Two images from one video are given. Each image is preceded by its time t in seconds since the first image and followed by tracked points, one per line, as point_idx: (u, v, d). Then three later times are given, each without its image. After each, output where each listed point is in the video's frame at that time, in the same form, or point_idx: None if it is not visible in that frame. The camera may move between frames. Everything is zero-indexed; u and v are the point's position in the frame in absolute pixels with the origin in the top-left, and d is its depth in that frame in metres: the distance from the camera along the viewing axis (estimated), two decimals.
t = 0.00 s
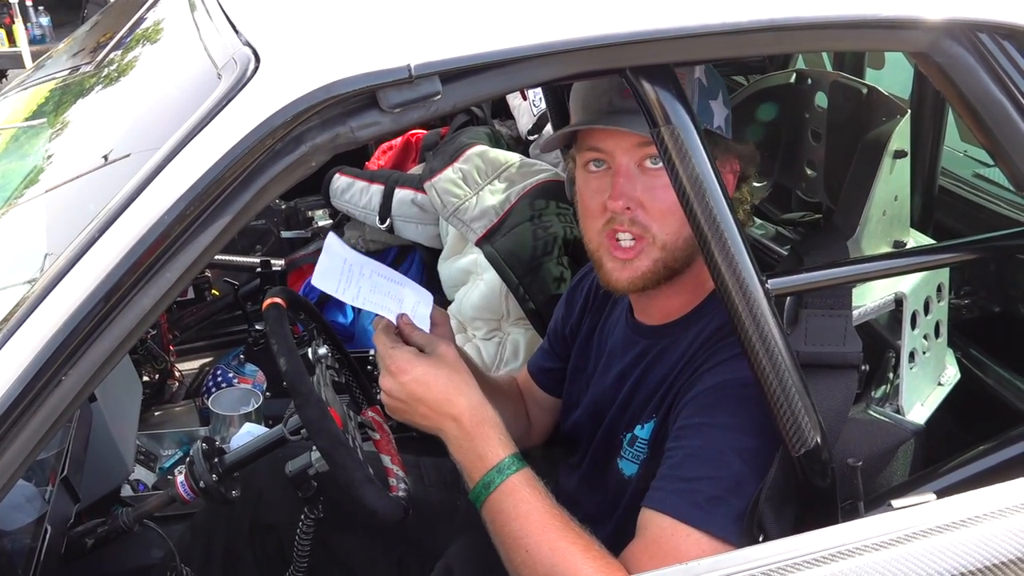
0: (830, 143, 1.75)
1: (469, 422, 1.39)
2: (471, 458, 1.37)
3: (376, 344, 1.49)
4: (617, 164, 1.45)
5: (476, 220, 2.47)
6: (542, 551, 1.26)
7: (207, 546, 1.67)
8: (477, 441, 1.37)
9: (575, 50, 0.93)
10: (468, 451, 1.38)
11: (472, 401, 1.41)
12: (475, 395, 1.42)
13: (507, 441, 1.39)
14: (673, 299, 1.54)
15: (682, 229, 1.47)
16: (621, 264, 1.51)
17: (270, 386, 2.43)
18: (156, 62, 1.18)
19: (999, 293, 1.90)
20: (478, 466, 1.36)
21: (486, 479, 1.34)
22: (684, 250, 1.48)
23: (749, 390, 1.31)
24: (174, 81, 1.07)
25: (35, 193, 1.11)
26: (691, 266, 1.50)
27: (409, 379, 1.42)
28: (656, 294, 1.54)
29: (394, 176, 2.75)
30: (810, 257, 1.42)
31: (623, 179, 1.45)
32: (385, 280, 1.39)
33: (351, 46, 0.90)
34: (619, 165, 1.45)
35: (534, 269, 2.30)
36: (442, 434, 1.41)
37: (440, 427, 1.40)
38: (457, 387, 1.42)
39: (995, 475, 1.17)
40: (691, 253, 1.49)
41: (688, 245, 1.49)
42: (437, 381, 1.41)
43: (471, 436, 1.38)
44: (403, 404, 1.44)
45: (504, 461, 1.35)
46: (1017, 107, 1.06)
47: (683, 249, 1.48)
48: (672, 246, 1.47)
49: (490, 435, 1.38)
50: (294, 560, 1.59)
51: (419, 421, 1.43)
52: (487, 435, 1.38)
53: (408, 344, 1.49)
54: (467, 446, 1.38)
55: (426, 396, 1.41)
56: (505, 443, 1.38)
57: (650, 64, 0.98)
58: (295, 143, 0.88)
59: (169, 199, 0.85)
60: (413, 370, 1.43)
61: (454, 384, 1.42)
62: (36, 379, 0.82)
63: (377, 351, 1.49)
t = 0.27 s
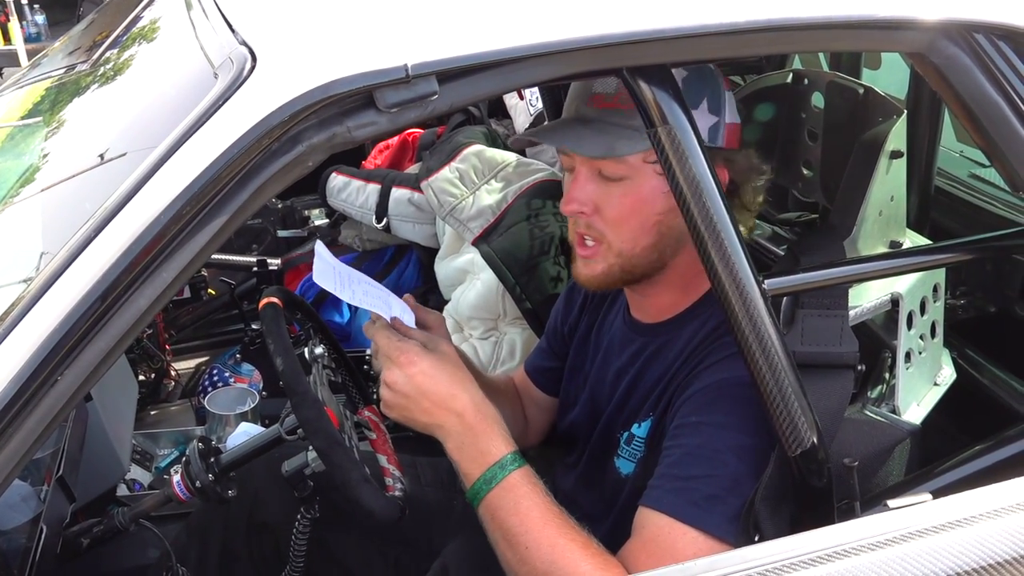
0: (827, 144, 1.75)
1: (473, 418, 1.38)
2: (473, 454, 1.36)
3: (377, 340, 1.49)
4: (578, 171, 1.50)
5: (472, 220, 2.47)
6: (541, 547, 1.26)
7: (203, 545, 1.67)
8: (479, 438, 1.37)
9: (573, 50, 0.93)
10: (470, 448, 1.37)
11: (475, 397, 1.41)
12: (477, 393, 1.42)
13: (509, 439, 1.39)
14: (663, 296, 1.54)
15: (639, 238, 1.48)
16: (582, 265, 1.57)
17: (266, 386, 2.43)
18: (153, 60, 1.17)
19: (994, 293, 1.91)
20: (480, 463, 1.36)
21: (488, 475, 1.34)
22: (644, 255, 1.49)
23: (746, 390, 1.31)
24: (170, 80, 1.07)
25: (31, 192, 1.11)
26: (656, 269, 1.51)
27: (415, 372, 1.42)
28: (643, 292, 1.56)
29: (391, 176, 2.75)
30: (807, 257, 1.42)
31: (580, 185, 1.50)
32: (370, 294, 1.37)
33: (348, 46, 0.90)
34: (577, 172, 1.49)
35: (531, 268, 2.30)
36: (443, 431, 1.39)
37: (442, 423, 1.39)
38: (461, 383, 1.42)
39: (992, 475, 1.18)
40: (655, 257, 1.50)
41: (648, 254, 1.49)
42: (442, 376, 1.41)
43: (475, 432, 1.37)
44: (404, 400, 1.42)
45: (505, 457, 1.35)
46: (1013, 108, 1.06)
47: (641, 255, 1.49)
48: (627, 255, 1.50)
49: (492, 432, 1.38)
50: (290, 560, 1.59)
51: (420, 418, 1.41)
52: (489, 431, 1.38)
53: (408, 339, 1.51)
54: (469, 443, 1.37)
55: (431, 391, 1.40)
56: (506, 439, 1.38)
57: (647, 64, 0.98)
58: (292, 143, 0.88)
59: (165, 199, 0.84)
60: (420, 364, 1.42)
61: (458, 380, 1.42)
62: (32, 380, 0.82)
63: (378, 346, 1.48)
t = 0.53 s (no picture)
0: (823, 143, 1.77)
1: (475, 415, 1.38)
2: (474, 450, 1.36)
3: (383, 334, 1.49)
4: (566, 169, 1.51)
5: (469, 219, 2.47)
6: (539, 543, 1.26)
7: (201, 545, 1.67)
8: (481, 435, 1.37)
9: (570, 48, 0.93)
10: (471, 444, 1.37)
11: (478, 395, 1.41)
12: (479, 391, 1.42)
13: (509, 437, 1.39)
14: (661, 296, 1.53)
15: (615, 241, 1.48)
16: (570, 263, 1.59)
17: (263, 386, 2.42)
18: (149, 59, 1.17)
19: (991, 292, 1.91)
20: (480, 459, 1.36)
21: (488, 471, 1.34)
22: (623, 257, 1.49)
23: (743, 390, 1.31)
24: (166, 79, 1.07)
25: (27, 191, 1.10)
26: (638, 272, 1.50)
27: (419, 367, 1.42)
28: (640, 290, 1.55)
29: (387, 175, 2.75)
30: (805, 256, 1.42)
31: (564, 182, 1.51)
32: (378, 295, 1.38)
33: (345, 45, 0.90)
34: (564, 175, 1.52)
35: (528, 267, 2.30)
36: (445, 426, 1.39)
37: (444, 419, 1.39)
38: (464, 380, 1.42)
39: (990, 473, 1.18)
40: (636, 260, 1.49)
41: (625, 257, 1.48)
42: (447, 372, 1.42)
43: (477, 428, 1.37)
44: (406, 395, 1.42)
45: (504, 454, 1.35)
46: (1009, 106, 1.07)
47: (619, 256, 1.49)
48: (604, 255, 1.50)
49: (494, 429, 1.38)
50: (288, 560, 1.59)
51: (422, 413, 1.41)
52: (491, 428, 1.38)
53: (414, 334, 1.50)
54: (469, 439, 1.37)
55: (434, 386, 1.40)
56: (507, 437, 1.38)
57: (642, 64, 0.98)
58: (289, 142, 0.88)
59: (161, 198, 0.84)
60: (425, 359, 1.43)
61: (461, 377, 1.42)
62: (28, 379, 0.81)
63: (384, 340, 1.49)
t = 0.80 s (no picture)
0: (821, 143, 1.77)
1: (475, 416, 1.38)
2: (473, 451, 1.36)
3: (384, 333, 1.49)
4: (567, 170, 1.51)
5: (468, 220, 2.47)
6: (537, 544, 1.26)
7: (199, 546, 1.67)
8: (480, 435, 1.37)
9: (568, 49, 0.93)
10: (470, 445, 1.37)
11: (478, 395, 1.41)
12: (479, 391, 1.42)
13: (508, 438, 1.39)
14: (658, 297, 1.54)
15: (616, 242, 1.48)
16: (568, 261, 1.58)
17: (262, 386, 2.42)
18: (147, 60, 1.17)
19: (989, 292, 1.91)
20: (479, 460, 1.36)
21: (486, 472, 1.34)
22: (623, 258, 1.49)
23: (742, 390, 1.31)
24: (164, 80, 1.07)
25: (25, 191, 1.10)
26: (639, 273, 1.50)
27: (420, 367, 1.42)
28: (637, 292, 1.55)
29: (386, 175, 2.75)
30: (803, 257, 1.42)
31: (565, 182, 1.51)
32: (381, 296, 1.38)
33: (343, 46, 0.90)
34: (565, 175, 1.52)
35: (526, 268, 2.30)
36: (445, 427, 1.39)
37: (445, 419, 1.39)
38: (464, 380, 1.42)
39: (987, 473, 1.18)
40: (636, 261, 1.49)
41: (625, 257, 1.49)
42: (447, 372, 1.42)
43: (476, 429, 1.37)
44: (407, 395, 1.42)
45: (503, 455, 1.35)
46: (1007, 106, 1.07)
47: (620, 257, 1.49)
48: (604, 254, 1.50)
49: (494, 430, 1.38)
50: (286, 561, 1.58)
51: (423, 413, 1.41)
52: (491, 429, 1.38)
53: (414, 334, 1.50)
54: (469, 440, 1.37)
55: (436, 386, 1.40)
56: (506, 437, 1.38)
57: (640, 64, 0.98)
58: (287, 142, 0.88)
59: (159, 199, 0.84)
60: (427, 359, 1.43)
61: (462, 377, 1.42)
62: (26, 380, 0.81)
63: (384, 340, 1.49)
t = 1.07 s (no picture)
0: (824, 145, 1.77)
1: (477, 420, 1.38)
2: (475, 454, 1.36)
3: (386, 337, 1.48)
4: (567, 172, 1.51)
5: (469, 221, 2.46)
6: (538, 548, 1.25)
7: (201, 549, 1.66)
8: (482, 440, 1.37)
9: (572, 52, 0.93)
10: (472, 449, 1.36)
11: (479, 399, 1.41)
12: (481, 395, 1.42)
13: (510, 442, 1.39)
14: (660, 298, 1.54)
15: (616, 244, 1.47)
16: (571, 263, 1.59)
17: (263, 388, 2.42)
18: (150, 62, 1.17)
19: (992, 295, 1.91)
20: (481, 464, 1.35)
21: (488, 475, 1.34)
22: (625, 260, 1.49)
23: (745, 394, 1.31)
24: (167, 83, 1.07)
25: (27, 194, 1.10)
26: (641, 274, 1.50)
27: (422, 371, 1.42)
28: (640, 294, 1.56)
29: (388, 176, 2.75)
30: (807, 260, 1.42)
31: (566, 184, 1.51)
32: (384, 302, 1.38)
33: (347, 50, 0.90)
34: (564, 178, 1.52)
35: (528, 270, 2.30)
36: (446, 431, 1.38)
37: (446, 423, 1.38)
38: (466, 384, 1.42)
39: (992, 477, 1.18)
40: (637, 263, 1.49)
41: (626, 259, 1.49)
42: (449, 376, 1.42)
43: (478, 434, 1.37)
44: (409, 399, 1.42)
45: (505, 459, 1.35)
46: (1011, 110, 1.06)
47: (622, 259, 1.49)
48: (605, 256, 1.50)
49: (496, 434, 1.37)
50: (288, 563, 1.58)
51: (424, 417, 1.41)
52: (493, 434, 1.37)
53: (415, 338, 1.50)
54: (470, 444, 1.37)
55: (437, 390, 1.40)
56: (508, 442, 1.38)
57: (644, 68, 0.98)
58: (290, 147, 0.87)
59: (163, 204, 0.84)
60: (429, 363, 1.42)
61: (464, 381, 1.42)
62: (30, 385, 0.81)
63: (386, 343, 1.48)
